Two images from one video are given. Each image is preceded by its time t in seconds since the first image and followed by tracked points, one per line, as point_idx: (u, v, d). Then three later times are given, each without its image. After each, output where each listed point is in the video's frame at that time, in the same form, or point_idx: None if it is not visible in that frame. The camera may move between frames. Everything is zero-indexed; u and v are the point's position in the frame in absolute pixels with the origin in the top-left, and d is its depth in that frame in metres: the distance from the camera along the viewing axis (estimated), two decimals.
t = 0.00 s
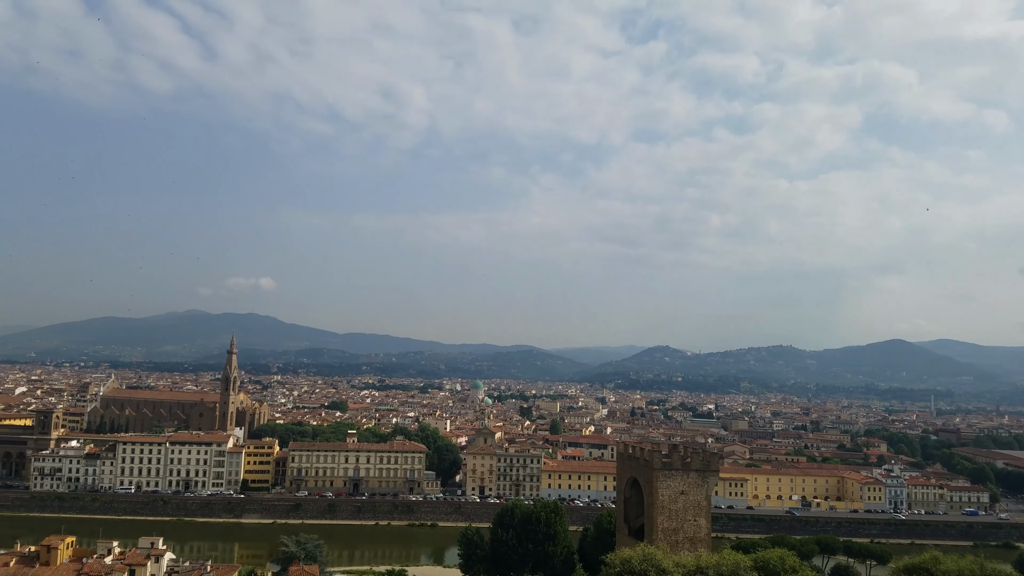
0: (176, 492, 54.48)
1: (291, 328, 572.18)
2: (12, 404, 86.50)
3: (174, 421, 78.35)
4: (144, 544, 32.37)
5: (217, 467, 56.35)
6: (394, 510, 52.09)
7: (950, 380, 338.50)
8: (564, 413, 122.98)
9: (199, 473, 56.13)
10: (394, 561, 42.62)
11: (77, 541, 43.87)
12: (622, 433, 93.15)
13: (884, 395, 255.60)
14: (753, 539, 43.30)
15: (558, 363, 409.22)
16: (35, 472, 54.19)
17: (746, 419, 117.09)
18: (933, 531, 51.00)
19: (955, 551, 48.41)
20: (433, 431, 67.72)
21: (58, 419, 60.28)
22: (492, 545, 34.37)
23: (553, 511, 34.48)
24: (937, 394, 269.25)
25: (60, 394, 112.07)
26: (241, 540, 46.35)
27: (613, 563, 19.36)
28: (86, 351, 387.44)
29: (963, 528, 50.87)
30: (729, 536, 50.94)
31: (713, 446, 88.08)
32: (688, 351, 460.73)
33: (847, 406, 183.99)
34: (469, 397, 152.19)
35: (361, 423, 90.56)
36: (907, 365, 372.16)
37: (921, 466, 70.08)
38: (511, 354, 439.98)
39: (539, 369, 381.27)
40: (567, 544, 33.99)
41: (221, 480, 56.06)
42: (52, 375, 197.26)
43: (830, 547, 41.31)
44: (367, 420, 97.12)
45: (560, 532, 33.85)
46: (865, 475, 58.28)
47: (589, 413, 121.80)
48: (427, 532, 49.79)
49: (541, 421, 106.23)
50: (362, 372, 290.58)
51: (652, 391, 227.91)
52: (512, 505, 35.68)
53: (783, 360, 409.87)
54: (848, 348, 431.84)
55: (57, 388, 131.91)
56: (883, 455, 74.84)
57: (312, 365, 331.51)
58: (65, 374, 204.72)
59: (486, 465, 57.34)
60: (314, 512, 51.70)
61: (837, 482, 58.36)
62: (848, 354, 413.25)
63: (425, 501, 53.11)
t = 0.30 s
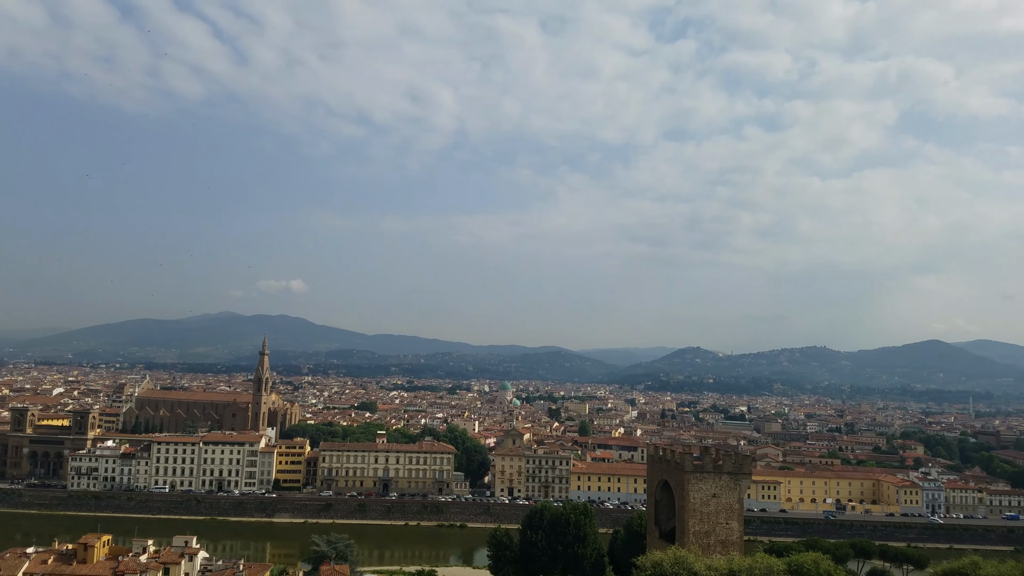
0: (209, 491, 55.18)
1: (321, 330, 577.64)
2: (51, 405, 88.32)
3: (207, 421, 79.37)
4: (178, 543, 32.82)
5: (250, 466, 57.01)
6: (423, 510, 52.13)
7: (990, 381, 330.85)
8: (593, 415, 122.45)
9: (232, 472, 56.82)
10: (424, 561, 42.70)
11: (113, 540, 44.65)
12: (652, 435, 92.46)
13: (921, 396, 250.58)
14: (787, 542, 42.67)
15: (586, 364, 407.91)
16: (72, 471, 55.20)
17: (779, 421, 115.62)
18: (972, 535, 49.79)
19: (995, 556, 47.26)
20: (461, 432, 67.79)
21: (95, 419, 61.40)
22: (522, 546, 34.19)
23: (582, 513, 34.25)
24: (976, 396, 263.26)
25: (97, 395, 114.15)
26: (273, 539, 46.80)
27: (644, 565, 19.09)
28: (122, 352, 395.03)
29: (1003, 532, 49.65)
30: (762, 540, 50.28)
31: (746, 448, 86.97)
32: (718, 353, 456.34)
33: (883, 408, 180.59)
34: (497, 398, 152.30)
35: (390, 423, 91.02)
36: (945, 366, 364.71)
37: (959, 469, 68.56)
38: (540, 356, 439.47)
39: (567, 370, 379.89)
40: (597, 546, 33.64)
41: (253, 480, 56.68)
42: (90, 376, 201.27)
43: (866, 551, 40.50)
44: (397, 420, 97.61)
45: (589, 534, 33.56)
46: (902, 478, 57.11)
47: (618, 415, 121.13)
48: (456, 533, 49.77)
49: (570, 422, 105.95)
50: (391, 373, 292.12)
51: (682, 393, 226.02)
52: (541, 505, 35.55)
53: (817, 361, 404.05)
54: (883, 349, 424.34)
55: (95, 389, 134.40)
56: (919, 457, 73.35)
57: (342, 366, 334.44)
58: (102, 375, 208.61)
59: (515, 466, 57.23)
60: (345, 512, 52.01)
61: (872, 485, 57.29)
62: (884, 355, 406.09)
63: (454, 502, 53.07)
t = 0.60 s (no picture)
0: (241, 491, 55.79)
1: (351, 332, 582.18)
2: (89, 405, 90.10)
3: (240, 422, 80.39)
4: (212, 541, 33.23)
5: (281, 466, 57.57)
6: (452, 511, 52.10)
7: None
8: (622, 417, 121.68)
9: (264, 472, 57.39)
10: (452, 562, 42.68)
11: (148, 538, 45.33)
12: (683, 437, 91.62)
13: (960, 398, 245.06)
14: (821, 546, 41.93)
15: (615, 366, 405.97)
16: (108, 471, 56.14)
17: (812, 423, 113.81)
18: (1013, 540, 48.49)
19: None
20: (490, 433, 67.70)
21: (130, 420, 62.46)
22: (551, 548, 34.04)
23: (611, 515, 33.98)
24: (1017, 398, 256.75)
25: (133, 396, 116.21)
26: (304, 539, 47.14)
27: (675, 569, 18.80)
28: (157, 354, 402.39)
29: None
30: (795, 544, 49.49)
31: (779, 451, 85.70)
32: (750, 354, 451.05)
33: (921, 411, 176.87)
34: (525, 399, 152.20)
35: (419, 424, 91.35)
36: (985, 367, 356.41)
37: (1000, 473, 66.85)
38: (568, 357, 438.10)
39: (596, 371, 378.34)
40: (627, 549, 33.40)
41: (284, 480, 57.22)
42: (127, 377, 205.01)
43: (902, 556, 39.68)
44: (425, 421, 98.01)
45: (619, 537, 33.32)
46: (939, 482, 55.79)
47: (648, 417, 120.19)
48: (485, 534, 49.70)
49: (600, 424, 105.37)
50: (420, 374, 293.24)
51: (713, 395, 223.70)
52: (570, 508, 35.31)
53: (851, 362, 397.52)
54: (919, 350, 415.96)
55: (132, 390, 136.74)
56: (958, 461, 71.67)
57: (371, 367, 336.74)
58: (138, 376, 212.56)
59: (543, 468, 57.05)
60: (375, 512, 52.24)
61: (909, 488, 56.08)
62: (921, 356, 398.02)
63: (483, 503, 52.98)
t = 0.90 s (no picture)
0: (272, 490, 56.33)
1: (380, 334, 586.15)
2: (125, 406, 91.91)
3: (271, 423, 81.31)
4: (244, 541, 33.46)
5: (312, 466, 58.05)
6: (481, 513, 52.02)
7: None
8: (652, 419, 120.85)
9: (295, 472, 57.91)
10: (482, 564, 42.59)
11: (182, 537, 45.95)
12: (714, 440, 90.69)
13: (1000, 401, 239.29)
14: (856, 551, 41.13)
15: (645, 367, 403.58)
16: (143, 471, 57.05)
17: (847, 425, 111.99)
18: None
19: None
20: (518, 435, 67.55)
21: (164, 420, 63.44)
22: (580, 551, 33.82)
23: (642, 519, 33.69)
24: None
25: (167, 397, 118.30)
26: (334, 539, 47.41)
27: (706, 573, 18.42)
28: (190, 355, 408.92)
29: None
30: (829, 548, 48.61)
31: (812, 453, 84.37)
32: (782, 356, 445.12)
33: (961, 413, 172.86)
34: (554, 401, 151.90)
35: (448, 426, 91.54)
36: None
37: None
38: (597, 358, 436.59)
39: (626, 373, 376.33)
40: (657, 552, 33.09)
41: (315, 480, 57.69)
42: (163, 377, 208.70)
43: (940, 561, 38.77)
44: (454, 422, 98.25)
45: (650, 540, 33.01)
46: (978, 486, 54.43)
47: (678, 419, 119.16)
48: (514, 536, 49.55)
49: (629, 426, 104.76)
50: (449, 375, 294.36)
51: (744, 397, 221.16)
52: (600, 511, 35.06)
53: (886, 364, 390.57)
54: (957, 351, 407.11)
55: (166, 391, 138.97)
56: (998, 464, 69.92)
57: (400, 368, 338.63)
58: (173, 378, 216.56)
59: (572, 470, 56.79)
60: (404, 513, 52.38)
61: (947, 492, 54.76)
62: (959, 358, 389.58)
63: (512, 504, 52.80)
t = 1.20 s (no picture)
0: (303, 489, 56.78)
1: (409, 334, 589.10)
2: (160, 406, 93.40)
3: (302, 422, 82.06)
4: (276, 540, 33.66)
5: (342, 466, 58.44)
6: (510, 514, 51.87)
7: None
8: (682, 420, 119.73)
9: (325, 471, 58.32)
10: (510, 564, 42.43)
11: (215, 536, 46.50)
12: (746, 442, 89.57)
13: None
14: (892, 554, 40.29)
15: (674, 368, 400.54)
16: (177, 470, 57.86)
17: (882, 427, 109.82)
18: None
19: None
20: (547, 436, 67.31)
21: (198, 420, 64.33)
22: (610, 553, 33.54)
23: (672, 521, 33.32)
24: None
25: (201, 397, 120.06)
26: (364, 538, 47.64)
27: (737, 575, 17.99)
28: (223, 356, 415.19)
29: None
30: (864, 551, 47.72)
31: (847, 454, 82.94)
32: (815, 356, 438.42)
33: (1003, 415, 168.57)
34: (583, 402, 151.21)
35: (476, 426, 91.59)
36: None
37: None
38: (627, 359, 434.07)
39: (655, 374, 373.71)
40: (689, 555, 32.65)
41: (346, 479, 58.07)
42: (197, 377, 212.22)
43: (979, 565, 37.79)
44: (483, 423, 98.32)
45: (681, 542, 32.57)
46: (1018, 489, 53.01)
47: (709, 420, 117.87)
48: (543, 537, 49.32)
49: (659, 427, 103.90)
50: (477, 376, 294.84)
51: (776, 398, 218.07)
52: (630, 512, 34.75)
53: (923, 364, 382.80)
54: (997, 352, 397.48)
55: (200, 391, 141.19)
56: None
57: (429, 368, 339.83)
58: (206, 378, 220.02)
59: (602, 471, 56.43)
60: (433, 513, 52.43)
61: (986, 495, 53.43)
62: (999, 358, 380.51)
63: (541, 505, 52.56)
